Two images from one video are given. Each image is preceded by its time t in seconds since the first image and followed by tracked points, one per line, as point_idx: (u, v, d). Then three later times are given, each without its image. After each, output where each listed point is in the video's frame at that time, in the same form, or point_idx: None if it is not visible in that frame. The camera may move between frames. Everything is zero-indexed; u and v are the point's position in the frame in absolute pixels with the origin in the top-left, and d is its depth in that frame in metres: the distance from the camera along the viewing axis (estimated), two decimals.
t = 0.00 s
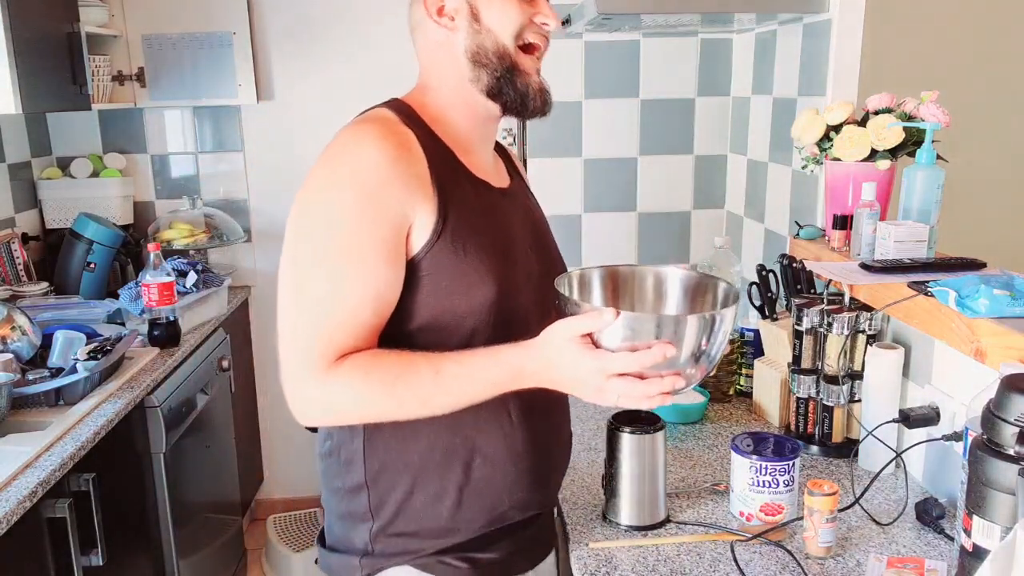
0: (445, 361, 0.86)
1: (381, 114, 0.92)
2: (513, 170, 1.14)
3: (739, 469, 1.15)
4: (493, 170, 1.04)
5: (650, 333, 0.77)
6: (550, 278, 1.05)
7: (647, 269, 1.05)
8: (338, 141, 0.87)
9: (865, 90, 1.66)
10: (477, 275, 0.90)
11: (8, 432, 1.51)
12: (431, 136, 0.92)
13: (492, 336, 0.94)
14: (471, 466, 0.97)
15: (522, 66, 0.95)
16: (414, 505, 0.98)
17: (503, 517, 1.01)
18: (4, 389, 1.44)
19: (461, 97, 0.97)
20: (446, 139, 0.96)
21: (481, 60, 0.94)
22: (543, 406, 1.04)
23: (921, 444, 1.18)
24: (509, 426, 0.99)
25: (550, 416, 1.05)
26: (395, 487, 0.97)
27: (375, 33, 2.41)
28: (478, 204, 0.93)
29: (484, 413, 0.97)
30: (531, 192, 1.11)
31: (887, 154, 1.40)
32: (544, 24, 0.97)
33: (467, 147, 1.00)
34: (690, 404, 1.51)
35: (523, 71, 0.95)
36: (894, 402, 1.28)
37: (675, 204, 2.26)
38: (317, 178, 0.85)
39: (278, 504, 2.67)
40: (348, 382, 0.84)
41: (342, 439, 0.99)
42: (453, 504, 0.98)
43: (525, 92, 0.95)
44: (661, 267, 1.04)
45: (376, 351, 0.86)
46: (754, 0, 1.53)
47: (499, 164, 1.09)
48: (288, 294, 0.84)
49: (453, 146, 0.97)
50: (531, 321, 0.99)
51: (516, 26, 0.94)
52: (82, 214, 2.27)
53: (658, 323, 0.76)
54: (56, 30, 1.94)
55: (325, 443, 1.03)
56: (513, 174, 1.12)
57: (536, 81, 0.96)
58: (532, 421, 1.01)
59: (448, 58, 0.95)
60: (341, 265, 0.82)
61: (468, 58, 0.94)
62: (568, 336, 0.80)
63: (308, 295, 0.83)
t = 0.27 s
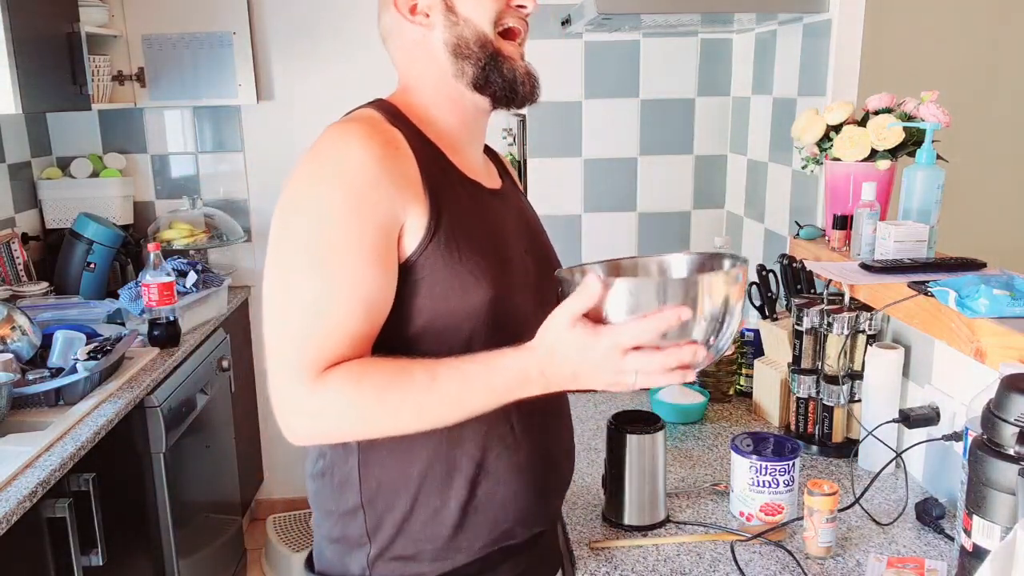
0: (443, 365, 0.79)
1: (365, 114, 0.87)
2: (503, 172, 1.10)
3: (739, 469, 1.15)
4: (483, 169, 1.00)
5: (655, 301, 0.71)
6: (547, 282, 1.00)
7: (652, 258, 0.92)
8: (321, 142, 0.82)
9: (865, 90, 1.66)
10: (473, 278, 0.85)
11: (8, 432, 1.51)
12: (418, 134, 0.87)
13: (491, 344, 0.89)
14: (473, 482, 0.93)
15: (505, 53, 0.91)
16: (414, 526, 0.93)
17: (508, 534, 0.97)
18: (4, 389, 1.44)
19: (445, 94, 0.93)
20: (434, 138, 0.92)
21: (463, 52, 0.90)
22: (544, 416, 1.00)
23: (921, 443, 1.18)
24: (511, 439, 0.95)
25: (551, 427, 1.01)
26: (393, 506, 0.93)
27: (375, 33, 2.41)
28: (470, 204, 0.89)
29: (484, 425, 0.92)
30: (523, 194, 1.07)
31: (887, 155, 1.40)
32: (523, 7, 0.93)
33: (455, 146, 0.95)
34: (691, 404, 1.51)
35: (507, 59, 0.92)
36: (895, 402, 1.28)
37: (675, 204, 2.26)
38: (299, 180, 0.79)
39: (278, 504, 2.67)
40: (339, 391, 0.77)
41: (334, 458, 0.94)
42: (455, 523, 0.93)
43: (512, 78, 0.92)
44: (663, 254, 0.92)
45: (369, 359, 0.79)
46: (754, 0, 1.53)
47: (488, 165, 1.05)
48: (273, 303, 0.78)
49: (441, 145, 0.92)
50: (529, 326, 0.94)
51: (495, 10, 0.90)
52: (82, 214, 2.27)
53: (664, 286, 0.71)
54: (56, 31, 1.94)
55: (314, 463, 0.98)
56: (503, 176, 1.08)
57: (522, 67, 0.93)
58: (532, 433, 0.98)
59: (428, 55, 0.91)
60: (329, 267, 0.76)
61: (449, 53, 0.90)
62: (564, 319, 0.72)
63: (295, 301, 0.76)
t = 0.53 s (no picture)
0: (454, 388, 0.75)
1: (364, 117, 0.84)
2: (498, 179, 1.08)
3: (739, 468, 1.15)
4: (481, 176, 0.99)
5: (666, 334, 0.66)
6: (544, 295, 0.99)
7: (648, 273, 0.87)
8: (321, 146, 0.78)
9: (865, 90, 1.66)
10: (478, 295, 0.83)
11: (8, 432, 1.51)
12: (421, 138, 0.85)
13: (494, 359, 0.87)
14: (472, 504, 0.90)
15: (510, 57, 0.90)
16: (410, 549, 0.90)
17: (507, 556, 0.95)
18: (4, 389, 1.44)
19: (446, 97, 0.91)
20: (435, 141, 0.92)
21: (467, 55, 0.88)
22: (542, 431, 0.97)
23: (921, 443, 1.18)
24: (512, 457, 0.92)
25: (549, 442, 0.99)
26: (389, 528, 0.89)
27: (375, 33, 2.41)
28: (474, 217, 0.87)
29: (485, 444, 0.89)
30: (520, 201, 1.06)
31: (887, 155, 1.40)
32: (530, 10, 0.92)
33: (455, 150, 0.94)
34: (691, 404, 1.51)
35: (512, 63, 0.91)
36: (895, 403, 1.28)
37: (675, 204, 2.26)
38: (299, 186, 0.75)
39: (278, 504, 2.67)
40: (343, 415, 0.73)
41: (325, 476, 0.90)
42: (453, 546, 0.90)
43: (517, 83, 0.91)
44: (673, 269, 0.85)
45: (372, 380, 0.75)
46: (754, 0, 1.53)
47: (484, 172, 1.03)
48: (271, 317, 0.74)
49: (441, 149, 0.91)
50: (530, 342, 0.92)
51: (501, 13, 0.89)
52: (82, 214, 2.27)
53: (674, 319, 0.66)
54: (56, 31, 1.94)
55: (302, 481, 0.94)
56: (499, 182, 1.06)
57: (528, 72, 0.92)
58: (532, 451, 0.95)
59: (430, 55, 0.89)
60: (333, 281, 0.72)
61: (452, 54, 0.89)
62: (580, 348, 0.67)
63: (296, 316, 0.72)
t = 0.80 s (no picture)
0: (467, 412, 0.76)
1: (371, 121, 0.82)
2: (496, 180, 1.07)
3: (739, 468, 1.15)
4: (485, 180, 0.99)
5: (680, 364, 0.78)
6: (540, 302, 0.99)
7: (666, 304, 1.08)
8: (331, 152, 0.76)
9: (865, 89, 1.66)
10: (489, 308, 0.83)
11: (8, 432, 1.51)
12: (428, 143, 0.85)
13: (502, 371, 0.87)
14: (476, 514, 0.90)
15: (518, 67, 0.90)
16: (413, 560, 0.89)
17: (508, 567, 0.95)
18: (4, 389, 1.44)
19: (451, 98, 0.91)
20: (442, 144, 0.92)
21: (474, 62, 0.87)
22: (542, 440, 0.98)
23: (921, 443, 1.18)
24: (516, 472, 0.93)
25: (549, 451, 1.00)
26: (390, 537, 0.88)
27: (375, 33, 2.41)
28: (484, 229, 0.86)
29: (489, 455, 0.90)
30: (521, 205, 1.05)
31: (887, 154, 1.40)
32: (544, 16, 0.91)
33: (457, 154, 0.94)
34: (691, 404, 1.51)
35: (521, 73, 0.90)
36: (895, 403, 1.28)
37: (675, 203, 2.26)
38: (309, 195, 0.74)
39: (277, 505, 2.66)
40: (356, 438, 0.72)
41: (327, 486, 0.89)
42: (455, 556, 0.90)
43: (524, 93, 0.90)
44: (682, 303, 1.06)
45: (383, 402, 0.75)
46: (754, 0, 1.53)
47: (485, 175, 1.02)
48: (279, 330, 0.72)
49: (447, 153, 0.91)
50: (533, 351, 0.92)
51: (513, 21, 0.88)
52: (82, 214, 2.27)
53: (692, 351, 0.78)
54: (56, 31, 1.94)
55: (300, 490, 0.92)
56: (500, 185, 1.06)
57: (535, 83, 0.92)
58: (535, 466, 0.96)
59: (438, 56, 0.88)
60: (346, 297, 0.71)
61: (460, 58, 0.88)
62: (598, 369, 0.75)
63: (306, 332, 0.71)
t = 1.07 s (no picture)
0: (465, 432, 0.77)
1: (373, 125, 0.82)
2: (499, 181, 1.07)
3: (739, 468, 1.15)
4: (488, 184, 0.99)
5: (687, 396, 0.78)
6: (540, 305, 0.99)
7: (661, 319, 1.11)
8: (332, 158, 0.76)
9: (865, 89, 1.66)
10: (489, 315, 0.83)
11: (8, 432, 1.51)
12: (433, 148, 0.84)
13: (502, 376, 0.87)
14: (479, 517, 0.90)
15: (508, 107, 0.87)
16: (414, 561, 0.89)
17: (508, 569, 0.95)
18: (4, 388, 1.44)
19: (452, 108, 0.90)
20: (445, 148, 0.92)
21: (462, 90, 0.85)
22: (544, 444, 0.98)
23: (921, 443, 1.18)
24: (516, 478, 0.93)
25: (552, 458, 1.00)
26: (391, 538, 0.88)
27: (375, 34, 2.41)
28: (486, 235, 0.86)
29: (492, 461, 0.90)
30: (525, 207, 1.05)
31: (887, 154, 1.40)
32: (548, 71, 0.85)
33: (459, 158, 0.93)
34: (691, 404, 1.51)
35: (511, 111, 0.87)
36: (895, 403, 1.28)
37: (675, 203, 2.26)
38: (310, 202, 0.74)
39: (277, 505, 2.66)
40: (349, 446, 0.73)
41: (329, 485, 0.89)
42: (457, 558, 0.90)
43: (508, 132, 0.88)
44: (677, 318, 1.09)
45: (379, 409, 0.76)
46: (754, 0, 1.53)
47: (489, 177, 1.01)
48: (279, 337, 0.73)
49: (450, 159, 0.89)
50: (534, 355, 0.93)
51: (510, 66, 0.83)
52: (82, 214, 2.27)
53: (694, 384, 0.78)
54: (56, 31, 1.94)
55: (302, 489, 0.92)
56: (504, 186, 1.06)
57: (524, 121, 0.89)
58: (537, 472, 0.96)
59: (439, 70, 0.88)
60: (343, 306, 0.71)
61: (453, 83, 0.86)
62: (602, 402, 0.75)
63: (303, 340, 0.72)
